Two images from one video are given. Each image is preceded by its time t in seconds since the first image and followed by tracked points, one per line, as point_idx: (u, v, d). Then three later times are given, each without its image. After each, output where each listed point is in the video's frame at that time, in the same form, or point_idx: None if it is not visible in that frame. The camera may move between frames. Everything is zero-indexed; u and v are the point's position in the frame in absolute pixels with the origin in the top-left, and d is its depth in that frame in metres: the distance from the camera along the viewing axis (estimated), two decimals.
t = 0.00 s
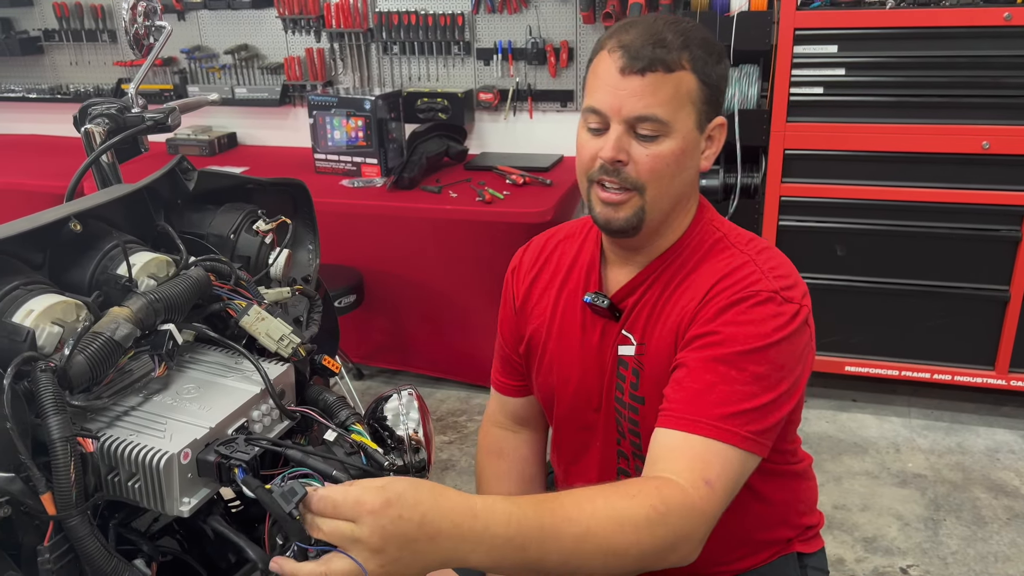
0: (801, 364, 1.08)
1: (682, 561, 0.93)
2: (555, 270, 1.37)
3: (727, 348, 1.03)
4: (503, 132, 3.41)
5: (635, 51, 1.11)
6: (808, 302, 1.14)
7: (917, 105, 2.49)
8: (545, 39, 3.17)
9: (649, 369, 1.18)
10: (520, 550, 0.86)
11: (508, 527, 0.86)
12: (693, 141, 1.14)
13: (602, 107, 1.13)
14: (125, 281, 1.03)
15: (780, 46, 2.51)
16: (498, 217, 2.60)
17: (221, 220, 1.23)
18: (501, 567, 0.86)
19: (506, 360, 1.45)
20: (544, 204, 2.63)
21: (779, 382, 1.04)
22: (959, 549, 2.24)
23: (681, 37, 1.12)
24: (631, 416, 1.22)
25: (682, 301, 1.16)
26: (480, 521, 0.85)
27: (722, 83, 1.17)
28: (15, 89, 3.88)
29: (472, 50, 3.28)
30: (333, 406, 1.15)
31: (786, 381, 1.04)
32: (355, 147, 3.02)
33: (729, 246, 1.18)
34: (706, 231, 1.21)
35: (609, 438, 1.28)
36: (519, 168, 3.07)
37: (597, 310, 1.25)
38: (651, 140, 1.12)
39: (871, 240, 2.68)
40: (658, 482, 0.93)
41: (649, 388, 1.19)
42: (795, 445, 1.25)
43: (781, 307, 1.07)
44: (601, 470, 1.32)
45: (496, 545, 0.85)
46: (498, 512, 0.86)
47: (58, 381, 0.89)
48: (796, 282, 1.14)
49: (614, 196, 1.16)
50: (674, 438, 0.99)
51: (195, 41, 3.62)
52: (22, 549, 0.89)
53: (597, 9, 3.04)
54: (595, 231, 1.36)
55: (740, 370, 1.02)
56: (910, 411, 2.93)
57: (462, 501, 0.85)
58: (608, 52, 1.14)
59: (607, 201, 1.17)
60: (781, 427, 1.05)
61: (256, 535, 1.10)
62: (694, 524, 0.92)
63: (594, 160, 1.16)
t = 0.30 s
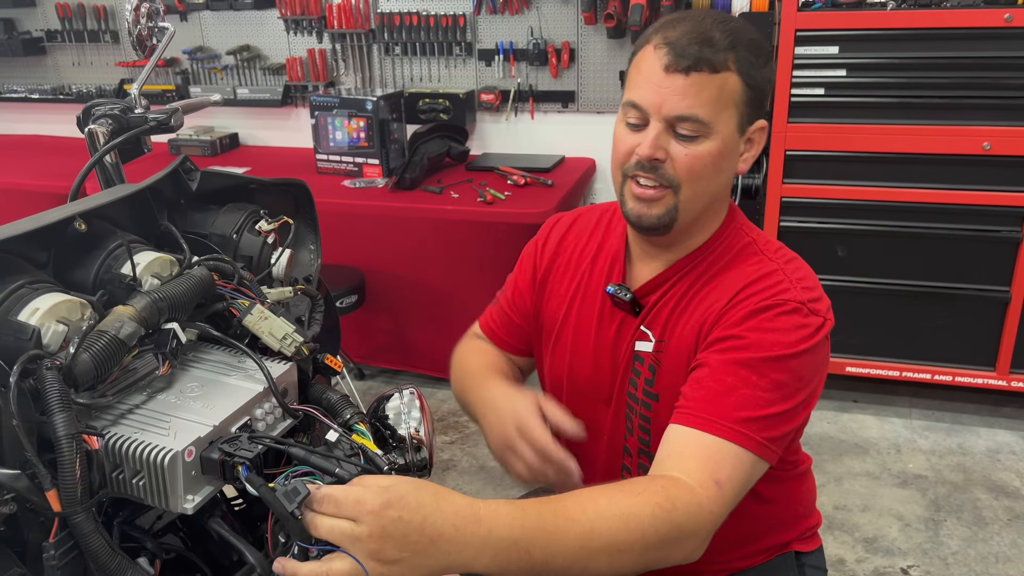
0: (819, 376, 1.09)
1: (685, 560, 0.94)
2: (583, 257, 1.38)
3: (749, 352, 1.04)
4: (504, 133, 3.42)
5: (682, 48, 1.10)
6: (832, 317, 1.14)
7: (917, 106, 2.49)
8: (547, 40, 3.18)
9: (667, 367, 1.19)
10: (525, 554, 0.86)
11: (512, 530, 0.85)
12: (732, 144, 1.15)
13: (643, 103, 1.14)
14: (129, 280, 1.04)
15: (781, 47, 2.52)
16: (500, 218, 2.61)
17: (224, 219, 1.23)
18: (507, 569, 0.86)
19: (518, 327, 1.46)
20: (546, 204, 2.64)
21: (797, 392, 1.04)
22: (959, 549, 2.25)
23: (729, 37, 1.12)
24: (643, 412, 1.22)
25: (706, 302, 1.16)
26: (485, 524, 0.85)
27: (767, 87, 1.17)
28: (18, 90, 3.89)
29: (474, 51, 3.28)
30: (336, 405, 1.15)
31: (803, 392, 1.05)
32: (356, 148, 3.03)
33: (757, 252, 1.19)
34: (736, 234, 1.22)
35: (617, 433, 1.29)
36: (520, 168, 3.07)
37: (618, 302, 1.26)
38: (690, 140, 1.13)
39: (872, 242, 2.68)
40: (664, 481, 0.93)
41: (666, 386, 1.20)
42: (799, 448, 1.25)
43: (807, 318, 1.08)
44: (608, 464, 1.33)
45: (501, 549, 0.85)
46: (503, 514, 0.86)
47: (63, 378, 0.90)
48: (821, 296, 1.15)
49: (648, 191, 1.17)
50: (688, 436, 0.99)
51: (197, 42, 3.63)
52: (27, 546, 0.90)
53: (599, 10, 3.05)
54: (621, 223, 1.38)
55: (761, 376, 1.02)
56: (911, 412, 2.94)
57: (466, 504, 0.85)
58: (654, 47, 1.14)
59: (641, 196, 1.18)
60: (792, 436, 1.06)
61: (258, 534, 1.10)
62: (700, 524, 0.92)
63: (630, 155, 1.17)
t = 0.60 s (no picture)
0: (836, 385, 1.10)
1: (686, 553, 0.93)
2: (617, 242, 1.38)
3: (770, 352, 1.05)
4: (505, 134, 3.43)
5: (728, 48, 1.10)
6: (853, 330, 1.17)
7: (917, 107, 2.50)
8: (548, 41, 3.18)
9: (687, 362, 1.23)
10: (526, 545, 0.86)
11: (512, 519, 0.86)
12: (772, 146, 1.15)
13: (685, 101, 1.14)
14: (132, 279, 1.05)
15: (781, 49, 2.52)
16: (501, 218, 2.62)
17: (226, 219, 1.24)
18: (508, 561, 0.87)
19: (549, 286, 1.40)
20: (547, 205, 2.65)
21: (813, 398, 1.05)
22: (959, 550, 2.25)
23: (776, 39, 1.12)
24: (660, 405, 1.26)
25: (731, 302, 1.19)
26: (484, 514, 0.86)
27: (810, 90, 1.17)
28: (19, 90, 3.90)
29: (475, 52, 3.29)
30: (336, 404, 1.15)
31: (819, 399, 1.06)
32: (357, 148, 3.03)
33: (786, 258, 1.22)
34: (768, 239, 1.25)
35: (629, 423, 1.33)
36: (520, 169, 3.08)
37: (645, 294, 1.28)
38: (730, 141, 1.13)
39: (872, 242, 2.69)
40: (667, 474, 0.93)
41: (684, 380, 1.24)
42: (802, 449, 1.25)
43: (830, 327, 1.10)
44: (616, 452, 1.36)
45: (501, 538, 0.86)
46: (502, 504, 0.87)
47: (67, 376, 0.91)
48: (846, 307, 1.16)
49: (684, 189, 1.19)
50: (701, 429, 0.99)
51: (198, 43, 3.64)
52: (31, 542, 0.90)
53: (599, 11, 3.05)
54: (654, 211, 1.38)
55: (780, 377, 1.03)
56: (911, 412, 2.94)
57: (465, 496, 0.86)
58: (699, 44, 1.13)
59: (677, 193, 1.20)
60: (804, 441, 1.06)
61: (261, 531, 1.11)
62: (703, 517, 0.92)
63: (669, 152, 1.18)
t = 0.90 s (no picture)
0: (843, 393, 1.10)
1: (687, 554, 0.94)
2: (630, 249, 1.39)
3: (778, 358, 1.06)
4: (506, 135, 3.44)
5: (749, 57, 1.11)
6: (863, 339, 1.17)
7: (917, 108, 2.50)
8: (549, 43, 3.19)
9: (696, 369, 1.23)
10: (523, 546, 0.87)
11: (509, 521, 0.87)
12: (789, 157, 1.17)
13: (704, 110, 1.15)
14: (136, 278, 1.06)
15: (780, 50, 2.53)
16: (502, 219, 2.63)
17: (229, 220, 1.25)
18: (505, 562, 0.87)
19: (558, 285, 1.40)
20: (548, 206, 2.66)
21: (820, 404, 1.06)
22: (959, 550, 2.26)
23: (798, 48, 1.12)
24: (666, 412, 1.27)
25: (741, 309, 1.20)
26: (480, 516, 0.86)
27: (830, 101, 1.18)
28: (22, 92, 3.92)
29: (476, 53, 3.30)
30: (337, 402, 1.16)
31: (826, 406, 1.06)
32: (358, 149, 3.04)
33: (798, 268, 1.23)
34: (780, 248, 1.26)
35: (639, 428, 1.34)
36: (522, 170, 3.09)
37: (658, 301, 1.28)
38: (748, 151, 1.15)
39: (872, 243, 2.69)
40: (671, 473, 0.94)
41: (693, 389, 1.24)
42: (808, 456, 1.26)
43: (839, 334, 1.10)
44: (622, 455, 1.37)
45: (497, 540, 0.86)
46: (498, 504, 0.87)
47: (71, 375, 0.92)
48: (856, 316, 1.17)
49: (699, 198, 1.20)
50: (707, 430, 1.00)
51: (200, 44, 3.65)
52: (36, 539, 0.91)
53: (600, 12, 3.06)
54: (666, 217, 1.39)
55: (788, 381, 1.04)
56: (911, 413, 2.95)
57: (463, 499, 0.87)
58: (720, 51, 1.14)
59: (693, 203, 1.21)
60: (810, 448, 1.07)
61: (262, 529, 1.12)
62: (704, 517, 0.93)
63: (688, 161, 1.19)
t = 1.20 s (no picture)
0: (833, 390, 1.10)
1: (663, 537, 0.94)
2: (619, 253, 1.39)
3: (763, 349, 1.06)
4: (507, 136, 3.45)
5: (745, 63, 1.11)
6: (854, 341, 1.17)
7: (918, 109, 2.51)
8: (550, 44, 3.20)
9: (688, 369, 1.24)
10: (495, 563, 0.86)
11: (480, 543, 0.85)
12: (784, 163, 1.17)
13: (699, 115, 1.15)
14: (139, 279, 1.06)
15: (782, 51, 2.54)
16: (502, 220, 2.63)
17: (231, 220, 1.26)
18: None
19: (545, 295, 1.41)
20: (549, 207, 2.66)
21: (807, 397, 1.06)
22: (959, 550, 2.26)
23: (793, 54, 1.13)
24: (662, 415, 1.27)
25: (729, 307, 1.21)
26: (450, 546, 0.84)
27: (824, 106, 1.19)
28: (24, 93, 3.93)
29: (477, 54, 3.30)
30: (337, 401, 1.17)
31: (813, 400, 1.06)
32: (360, 150, 3.05)
33: (788, 269, 1.24)
34: (773, 251, 1.26)
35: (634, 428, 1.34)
36: (523, 171, 3.09)
37: (650, 306, 1.29)
38: (742, 157, 1.15)
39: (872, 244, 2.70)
40: (638, 460, 0.94)
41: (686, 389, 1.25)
42: (805, 458, 1.26)
43: (827, 330, 1.10)
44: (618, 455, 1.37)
45: (468, 564, 0.84)
46: (467, 525, 0.85)
47: (76, 374, 0.92)
48: (847, 315, 1.17)
49: (694, 203, 1.21)
50: (690, 416, 1.00)
51: (202, 45, 3.66)
52: (40, 537, 0.92)
53: (601, 13, 3.07)
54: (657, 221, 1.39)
55: (774, 372, 1.04)
56: (912, 413, 2.95)
57: (426, 526, 0.84)
58: (716, 57, 1.14)
59: (688, 208, 1.22)
60: (797, 441, 1.07)
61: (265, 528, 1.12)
62: (676, 499, 0.93)
63: (683, 166, 1.19)
